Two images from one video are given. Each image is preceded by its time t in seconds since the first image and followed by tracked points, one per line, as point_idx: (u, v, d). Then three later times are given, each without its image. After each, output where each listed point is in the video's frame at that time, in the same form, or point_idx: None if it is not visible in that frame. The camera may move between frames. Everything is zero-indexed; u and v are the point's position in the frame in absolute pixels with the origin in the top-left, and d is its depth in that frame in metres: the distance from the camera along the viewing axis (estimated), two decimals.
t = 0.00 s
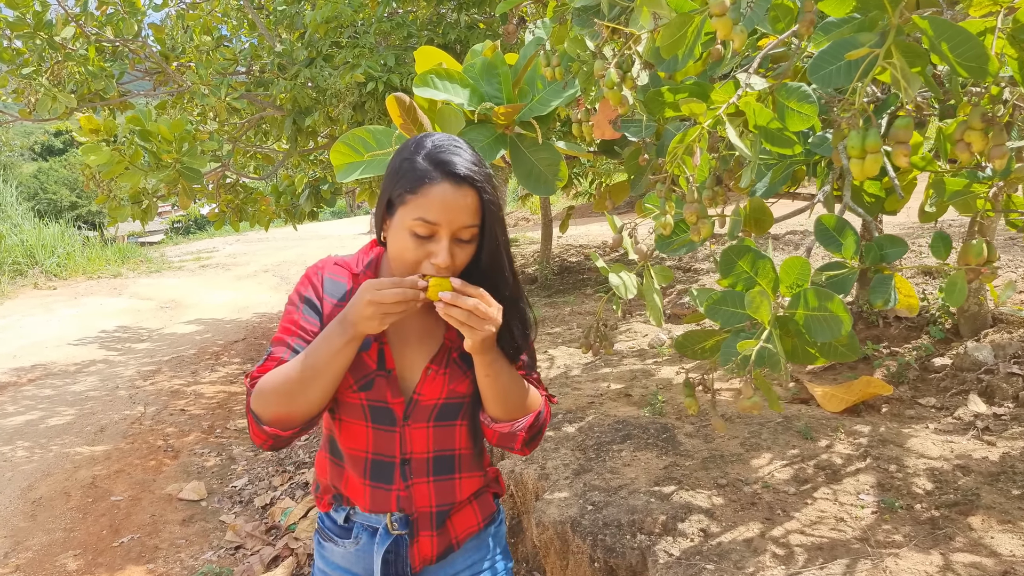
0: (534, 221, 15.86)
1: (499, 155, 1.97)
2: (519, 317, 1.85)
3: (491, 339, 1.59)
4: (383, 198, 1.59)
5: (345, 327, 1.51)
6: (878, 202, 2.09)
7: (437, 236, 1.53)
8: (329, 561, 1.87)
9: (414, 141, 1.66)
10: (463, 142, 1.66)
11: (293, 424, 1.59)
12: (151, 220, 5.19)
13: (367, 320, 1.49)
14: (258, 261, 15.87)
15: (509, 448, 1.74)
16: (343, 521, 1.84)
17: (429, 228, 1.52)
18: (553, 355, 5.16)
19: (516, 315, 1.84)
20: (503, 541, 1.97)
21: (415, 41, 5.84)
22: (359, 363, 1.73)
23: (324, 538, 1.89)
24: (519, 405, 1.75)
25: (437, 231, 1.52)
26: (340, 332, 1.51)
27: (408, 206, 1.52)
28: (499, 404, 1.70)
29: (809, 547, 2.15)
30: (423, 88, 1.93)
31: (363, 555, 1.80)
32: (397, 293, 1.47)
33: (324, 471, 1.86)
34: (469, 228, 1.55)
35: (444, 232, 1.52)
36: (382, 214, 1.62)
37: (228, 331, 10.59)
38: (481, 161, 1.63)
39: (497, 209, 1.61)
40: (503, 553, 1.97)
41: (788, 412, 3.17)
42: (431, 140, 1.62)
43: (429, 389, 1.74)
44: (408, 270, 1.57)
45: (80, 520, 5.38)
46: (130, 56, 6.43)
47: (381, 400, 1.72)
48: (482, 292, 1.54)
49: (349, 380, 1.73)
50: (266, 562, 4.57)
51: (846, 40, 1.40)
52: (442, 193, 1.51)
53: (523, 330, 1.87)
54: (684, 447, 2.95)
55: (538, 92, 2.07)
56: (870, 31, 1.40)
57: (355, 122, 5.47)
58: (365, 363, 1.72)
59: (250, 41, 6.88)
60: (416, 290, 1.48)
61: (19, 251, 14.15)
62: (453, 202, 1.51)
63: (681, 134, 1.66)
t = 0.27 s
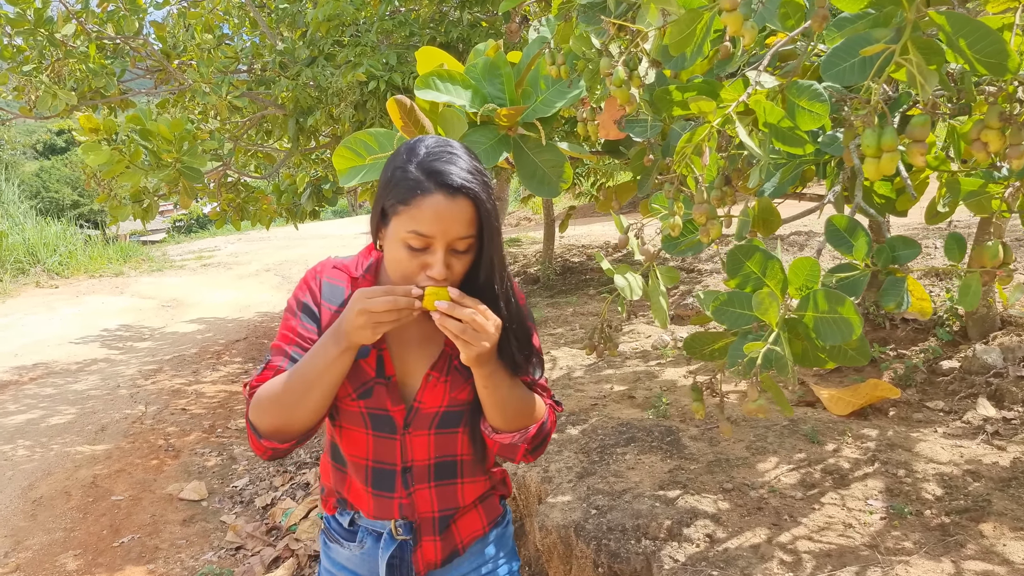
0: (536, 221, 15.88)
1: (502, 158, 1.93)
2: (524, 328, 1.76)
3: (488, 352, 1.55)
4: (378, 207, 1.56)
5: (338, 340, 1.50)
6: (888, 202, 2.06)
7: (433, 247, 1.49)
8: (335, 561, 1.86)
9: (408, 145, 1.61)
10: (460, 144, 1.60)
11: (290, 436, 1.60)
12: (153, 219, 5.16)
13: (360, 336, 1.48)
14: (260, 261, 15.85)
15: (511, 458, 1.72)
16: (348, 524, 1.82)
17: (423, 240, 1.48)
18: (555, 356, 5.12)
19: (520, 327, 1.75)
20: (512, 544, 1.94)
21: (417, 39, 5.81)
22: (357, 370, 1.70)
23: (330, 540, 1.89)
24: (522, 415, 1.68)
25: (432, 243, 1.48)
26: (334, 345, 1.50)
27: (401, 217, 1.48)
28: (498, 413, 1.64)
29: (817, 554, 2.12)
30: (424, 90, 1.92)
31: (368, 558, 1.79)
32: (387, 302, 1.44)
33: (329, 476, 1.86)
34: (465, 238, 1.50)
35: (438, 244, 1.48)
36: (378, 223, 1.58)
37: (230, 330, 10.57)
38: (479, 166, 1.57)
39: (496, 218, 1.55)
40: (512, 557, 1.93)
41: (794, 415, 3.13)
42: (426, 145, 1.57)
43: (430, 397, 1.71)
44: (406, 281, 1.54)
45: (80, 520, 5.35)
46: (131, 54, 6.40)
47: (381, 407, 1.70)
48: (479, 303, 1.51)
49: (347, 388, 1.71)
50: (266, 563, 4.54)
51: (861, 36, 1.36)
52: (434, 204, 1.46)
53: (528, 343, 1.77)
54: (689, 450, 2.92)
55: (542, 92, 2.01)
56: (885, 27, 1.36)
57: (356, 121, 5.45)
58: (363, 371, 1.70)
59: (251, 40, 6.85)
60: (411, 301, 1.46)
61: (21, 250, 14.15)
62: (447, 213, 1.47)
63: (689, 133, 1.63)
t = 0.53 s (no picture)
0: (542, 219, 15.87)
1: (511, 157, 1.89)
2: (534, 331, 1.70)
3: (493, 355, 1.51)
4: (380, 204, 1.53)
5: (340, 341, 1.46)
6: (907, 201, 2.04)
7: (434, 246, 1.45)
8: (343, 564, 1.84)
9: (412, 141, 1.57)
10: (466, 139, 1.56)
11: (294, 436, 1.57)
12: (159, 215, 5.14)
13: (361, 337, 1.45)
14: (265, 258, 15.85)
15: (518, 465, 1.69)
16: (356, 527, 1.80)
17: (425, 239, 1.44)
18: (562, 356, 5.09)
19: (529, 330, 1.69)
20: (523, 547, 1.89)
21: (425, 37, 5.78)
22: (361, 371, 1.67)
23: (338, 542, 1.86)
24: (528, 420, 1.64)
25: (433, 242, 1.45)
26: (335, 346, 1.47)
27: (402, 215, 1.45)
28: (506, 418, 1.61)
29: (832, 561, 2.08)
30: (434, 87, 1.85)
31: (376, 561, 1.76)
32: (385, 302, 1.41)
33: (337, 479, 1.84)
34: (467, 237, 1.46)
35: (440, 243, 1.44)
36: (380, 220, 1.55)
37: (235, 327, 10.56)
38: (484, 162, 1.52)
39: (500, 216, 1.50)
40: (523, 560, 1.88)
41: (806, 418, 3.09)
42: (429, 140, 1.54)
43: (436, 399, 1.67)
44: (408, 280, 1.51)
45: (84, 517, 5.34)
46: (137, 50, 6.38)
47: (386, 409, 1.67)
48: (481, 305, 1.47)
49: (352, 390, 1.68)
50: (270, 562, 4.51)
51: (885, 33, 1.32)
52: (435, 202, 1.42)
53: (538, 347, 1.71)
54: (699, 454, 2.88)
55: (552, 90, 1.96)
56: (910, 24, 1.32)
57: (363, 118, 5.42)
58: (367, 372, 1.67)
59: (258, 36, 6.83)
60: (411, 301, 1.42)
61: (28, 246, 14.17)
62: (448, 212, 1.42)
63: (706, 131, 1.58)
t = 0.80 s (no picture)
0: (542, 219, 15.87)
1: (515, 151, 1.85)
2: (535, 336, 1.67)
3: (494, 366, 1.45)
4: (377, 203, 1.49)
5: (335, 358, 1.42)
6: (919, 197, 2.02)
7: (432, 249, 1.41)
8: (347, 572, 1.80)
9: (411, 138, 1.54)
10: (466, 137, 1.52)
11: (290, 449, 1.55)
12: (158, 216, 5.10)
13: (354, 355, 1.40)
14: (266, 258, 15.82)
15: (523, 473, 1.66)
16: (359, 534, 1.76)
17: (422, 241, 1.40)
18: (565, 356, 5.05)
19: (530, 336, 1.65)
20: (530, 552, 1.86)
21: (426, 35, 5.75)
22: (360, 377, 1.63)
23: (341, 550, 1.82)
24: (531, 429, 1.60)
25: (431, 243, 1.40)
26: (329, 363, 1.43)
27: (399, 216, 1.41)
28: (511, 427, 1.56)
29: (843, 565, 2.04)
30: (436, 79, 1.82)
31: (381, 569, 1.72)
32: (377, 318, 1.36)
33: (338, 487, 1.80)
34: (466, 238, 1.42)
35: (438, 245, 1.40)
36: (377, 220, 1.51)
37: (236, 328, 10.53)
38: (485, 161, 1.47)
39: (501, 217, 1.45)
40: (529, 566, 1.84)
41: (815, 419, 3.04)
42: (428, 138, 1.50)
43: (438, 405, 1.62)
44: (405, 283, 1.46)
45: (83, 520, 5.30)
46: (136, 49, 6.35)
47: (388, 415, 1.62)
48: (481, 316, 1.41)
49: (351, 395, 1.64)
50: (272, 565, 4.48)
51: (902, 24, 1.29)
52: (432, 204, 1.38)
53: (541, 353, 1.67)
54: (705, 455, 2.84)
55: (557, 83, 1.92)
56: (929, 14, 1.29)
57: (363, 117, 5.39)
58: (366, 377, 1.63)
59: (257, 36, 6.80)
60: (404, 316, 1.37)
61: (28, 247, 14.14)
62: (446, 212, 1.39)
63: (715, 127, 1.55)
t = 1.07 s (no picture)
0: (542, 218, 15.83)
1: (514, 150, 1.79)
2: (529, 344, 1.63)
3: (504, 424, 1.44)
4: (376, 186, 1.45)
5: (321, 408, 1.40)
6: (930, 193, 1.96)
7: (428, 234, 1.37)
8: None
9: (414, 122, 1.50)
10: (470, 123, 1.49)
11: (285, 472, 1.52)
12: (153, 217, 5.03)
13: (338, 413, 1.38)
14: (264, 259, 15.76)
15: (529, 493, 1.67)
16: (355, 546, 1.69)
17: (419, 225, 1.36)
18: (565, 356, 5.00)
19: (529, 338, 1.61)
20: (532, 565, 1.80)
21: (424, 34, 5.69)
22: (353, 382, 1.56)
23: (335, 565, 1.75)
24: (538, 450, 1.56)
25: (426, 229, 1.36)
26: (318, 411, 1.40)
27: (397, 198, 1.37)
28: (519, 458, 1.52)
29: (854, 573, 1.99)
30: (432, 77, 1.78)
31: None
32: (364, 394, 1.34)
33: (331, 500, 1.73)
34: (463, 225, 1.37)
35: (435, 230, 1.36)
36: (376, 204, 1.48)
37: (234, 329, 10.46)
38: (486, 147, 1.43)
39: (502, 206, 1.40)
40: None
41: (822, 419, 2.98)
42: (431, 120, 1.46)
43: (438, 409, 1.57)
44: (400, 270, 1.42)
45: (79, 526, 5.24)
46: (132, 49, 6.28)
47: (385, 421, 1.57)
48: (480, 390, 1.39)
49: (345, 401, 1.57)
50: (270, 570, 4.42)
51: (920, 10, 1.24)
52: (430, 186, 1.34)
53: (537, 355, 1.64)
54: (710, 458, 2.78)
55: (556, 80, 1.86)
56: None
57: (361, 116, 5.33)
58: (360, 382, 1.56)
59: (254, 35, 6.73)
60: (389, 386, 1.37)
61: (25, 249, 14.08)
62: (444, 196, 1.34)
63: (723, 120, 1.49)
